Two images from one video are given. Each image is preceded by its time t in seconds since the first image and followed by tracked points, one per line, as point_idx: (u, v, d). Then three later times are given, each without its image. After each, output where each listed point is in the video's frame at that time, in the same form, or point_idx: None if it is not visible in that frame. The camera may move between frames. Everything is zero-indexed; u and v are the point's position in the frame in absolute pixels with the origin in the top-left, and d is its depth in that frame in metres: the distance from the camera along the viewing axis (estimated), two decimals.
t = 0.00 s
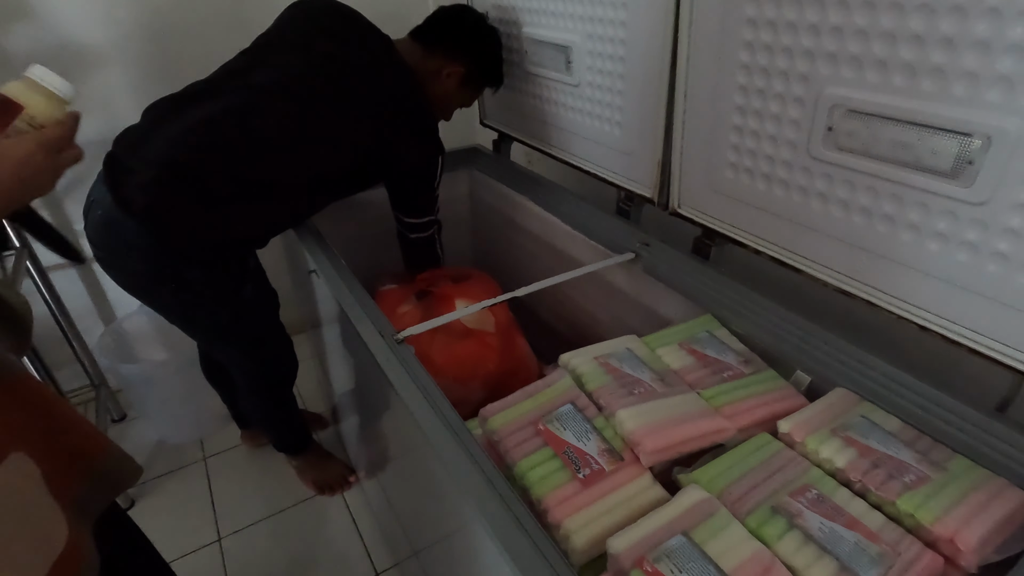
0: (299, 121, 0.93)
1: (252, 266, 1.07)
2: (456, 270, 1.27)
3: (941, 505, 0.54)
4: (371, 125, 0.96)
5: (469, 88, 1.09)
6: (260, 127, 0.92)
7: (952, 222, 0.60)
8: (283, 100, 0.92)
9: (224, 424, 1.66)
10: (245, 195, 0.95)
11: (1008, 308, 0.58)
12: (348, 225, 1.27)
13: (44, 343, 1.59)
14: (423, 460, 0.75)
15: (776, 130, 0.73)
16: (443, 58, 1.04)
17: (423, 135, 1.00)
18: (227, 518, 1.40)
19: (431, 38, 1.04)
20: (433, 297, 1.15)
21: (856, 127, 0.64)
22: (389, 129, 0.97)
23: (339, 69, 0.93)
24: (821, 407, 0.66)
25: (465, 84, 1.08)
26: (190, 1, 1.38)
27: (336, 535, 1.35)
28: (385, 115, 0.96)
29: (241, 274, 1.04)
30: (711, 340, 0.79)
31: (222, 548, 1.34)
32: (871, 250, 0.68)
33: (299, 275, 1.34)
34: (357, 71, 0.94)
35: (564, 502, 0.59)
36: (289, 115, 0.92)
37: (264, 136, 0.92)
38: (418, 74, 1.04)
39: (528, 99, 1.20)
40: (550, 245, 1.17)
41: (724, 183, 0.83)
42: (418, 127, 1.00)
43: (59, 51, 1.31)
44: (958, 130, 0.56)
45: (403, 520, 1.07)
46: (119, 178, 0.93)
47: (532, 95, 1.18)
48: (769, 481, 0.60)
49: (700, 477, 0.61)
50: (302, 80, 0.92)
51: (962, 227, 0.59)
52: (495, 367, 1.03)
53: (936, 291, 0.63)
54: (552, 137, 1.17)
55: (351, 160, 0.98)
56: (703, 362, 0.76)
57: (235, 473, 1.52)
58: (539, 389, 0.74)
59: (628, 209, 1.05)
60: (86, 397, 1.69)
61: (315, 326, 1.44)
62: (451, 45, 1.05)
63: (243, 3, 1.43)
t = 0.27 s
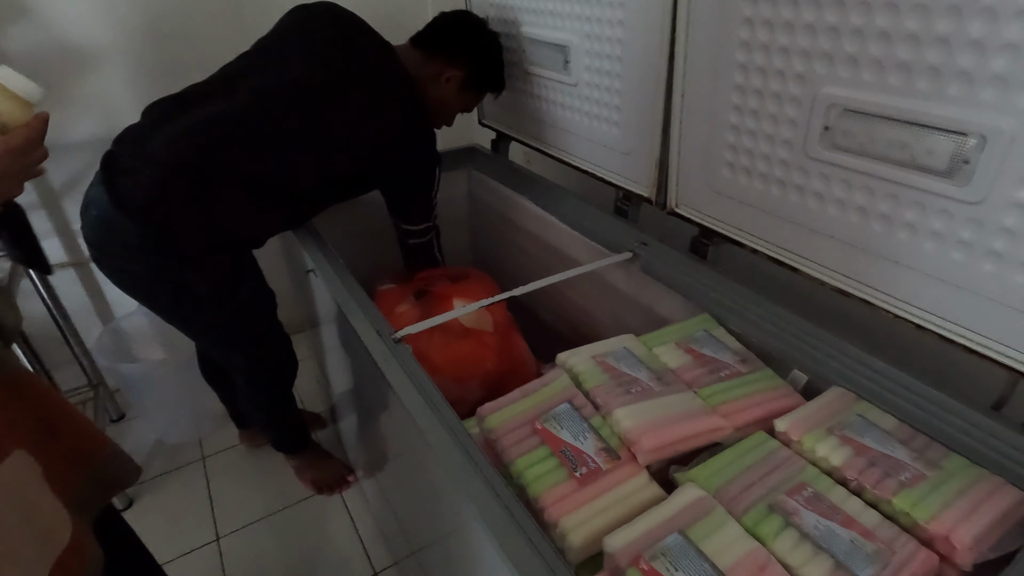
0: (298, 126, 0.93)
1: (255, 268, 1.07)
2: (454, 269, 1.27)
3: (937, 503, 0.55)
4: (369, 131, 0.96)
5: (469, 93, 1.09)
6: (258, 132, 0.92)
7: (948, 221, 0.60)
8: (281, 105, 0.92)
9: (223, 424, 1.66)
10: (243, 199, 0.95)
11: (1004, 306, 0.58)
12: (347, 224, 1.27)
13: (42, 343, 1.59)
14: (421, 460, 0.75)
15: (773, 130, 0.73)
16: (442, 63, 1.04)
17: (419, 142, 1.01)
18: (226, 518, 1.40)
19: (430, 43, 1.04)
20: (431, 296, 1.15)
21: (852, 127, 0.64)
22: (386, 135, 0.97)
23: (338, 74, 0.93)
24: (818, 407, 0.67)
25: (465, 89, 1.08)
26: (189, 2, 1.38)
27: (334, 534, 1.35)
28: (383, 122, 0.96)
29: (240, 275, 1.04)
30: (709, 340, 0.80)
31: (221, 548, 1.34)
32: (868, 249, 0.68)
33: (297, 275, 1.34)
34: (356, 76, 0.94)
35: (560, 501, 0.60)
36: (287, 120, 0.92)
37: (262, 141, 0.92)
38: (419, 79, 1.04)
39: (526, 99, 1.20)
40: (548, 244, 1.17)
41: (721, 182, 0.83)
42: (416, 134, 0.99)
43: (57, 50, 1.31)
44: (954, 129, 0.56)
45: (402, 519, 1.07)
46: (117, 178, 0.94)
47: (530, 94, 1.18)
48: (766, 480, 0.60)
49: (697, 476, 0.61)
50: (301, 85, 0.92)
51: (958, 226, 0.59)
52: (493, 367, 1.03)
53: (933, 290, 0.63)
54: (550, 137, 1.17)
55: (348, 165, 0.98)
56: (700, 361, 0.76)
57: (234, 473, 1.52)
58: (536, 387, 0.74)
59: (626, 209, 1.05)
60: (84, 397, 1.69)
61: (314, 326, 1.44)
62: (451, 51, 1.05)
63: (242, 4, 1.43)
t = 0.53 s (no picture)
0: (292, 119, 0.92)
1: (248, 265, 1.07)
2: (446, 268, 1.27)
3: (934, 504, 0.55)
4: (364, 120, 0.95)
5: (464, 79, 1.10)
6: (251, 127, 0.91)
7: (944, 221, 0.60)
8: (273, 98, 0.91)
9: (221, 425, 1.66)
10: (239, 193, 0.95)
11: (1001, 306, 0.58)
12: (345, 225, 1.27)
13: (41, 343, 1.59)
14: (419, 460, 0.75)
15: (771, 130, 0.73)
16: (435, 49, 1.02)
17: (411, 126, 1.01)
18: (224, 518, 1.40)
19: (422, 27, 1.02)
20: (430, 296, 1.15)
21: (849, 127, 0.64)
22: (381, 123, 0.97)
23: (329, 66, 0.91)
24: (815, 407, 0.67)
25: (460, 76, 1.08)
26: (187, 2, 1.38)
27: (332, 535, 1.35)
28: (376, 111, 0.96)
29: (237, 272, 1.04)
30: (706, 340, 0.80)
31: (219, 549, 1.33)
32: (865, 250, 0.68)
33: (296, 275, 1.34)
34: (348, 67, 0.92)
35: (557, 501, 0.60)
36: (281, 113, 0.92)
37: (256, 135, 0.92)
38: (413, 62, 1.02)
39: (525, 99, 1.20)
40: (546, 245, 1.17)
41: (719, 183, 0.83)
42: (410, 120, 1.00)
43: (55, 51, 1.31)
44: (950, 130, 0.56)
45: (399, 520, 1.07)
46: (115, 178, 0.94)
47: (529, 94, 1.18)
48: (762, 480, 0.60)
49: (694, 476, 0.61)
50: (293, 78, 0.91)
51: (954, 226, 0.59)
52: (491, 367, 1.03)
53: (929, 290, 0.63)
54: (548, 138, 1.17)
55: (344, 155, 0.98)
56: (697, 362, 0.76)
57: (232, 474, 1.52)
58: (534, 388, 0.74)
59: (624, 209, 1.05)
60: (83, 397, 1.68)
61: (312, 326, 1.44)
62: (445, 36, 1.03)
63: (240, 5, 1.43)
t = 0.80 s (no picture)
0: (253, 101, 0.88)
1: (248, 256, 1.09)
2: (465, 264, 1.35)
3: (933, 504, 0.55)
4: (329, 98, 0.87)
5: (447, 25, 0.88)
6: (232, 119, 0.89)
7: (943, 221, 0.60)
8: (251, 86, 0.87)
9: (221, 425, 1.66)
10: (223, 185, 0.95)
11: (1001, 307, 0.58)
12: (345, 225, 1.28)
13: (41, 344, 1.59)
14: (418, 459, 0.75)
15: (770, 131, 0.74)
16: None
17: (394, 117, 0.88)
18: (224, 518, 1.40)
19: None
20: (430, 297, 1.16)
21: (848, 128, 0.64)
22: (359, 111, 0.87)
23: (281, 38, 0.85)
24: (815, 407, 0.67)
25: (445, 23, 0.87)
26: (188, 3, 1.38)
27: (332, 536, 1.35)
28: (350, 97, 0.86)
29: (236, 266, 1.06)
30: (706, 340, 0.80)
31: (219, 548, 1.33)
32: (864, 250, 0.68)
33: (296, 276, 1.34)
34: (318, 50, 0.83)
35: (556, 501, 0.60)
36: (238, 92, 0.88)
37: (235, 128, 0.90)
38: (400, 21, 0.84)
39: (525, 100, 1.20)
40: (546, 245, 1.17)
41: (718, 183, 0.83)
42: (380, 93, 0.86)
43: (56, 52, 1.31)
44: (949, 131, 0.56)
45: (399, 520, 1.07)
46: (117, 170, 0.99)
47: (529, 94, 1.18)
48: (762, 480, 0.60)
49: (693, 476, 0.61)
50: (250, 54, 0.87)
51: (953, 226, 0.59)
52: (491, 367, 1.04)
53: (928, 290, 0.64)
54: (548, 138, 1.17)
55: (309, 137, 0.91)
56: (697, 362, 0.76)
57: (232, 474, 1.52)
58: (533, 388, 0.74)
59: (624, 210, 1.05)
60: (83, 398, 1.69)
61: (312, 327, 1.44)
62: None
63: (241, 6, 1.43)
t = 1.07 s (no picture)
0: (229, 84, 0.89)
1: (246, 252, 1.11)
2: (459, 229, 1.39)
3: (933, 505, 0.55)
4: (302, 78, 0.86)
5: None
6: (216, 116, 0.91)
7: (944, 222, 0.60)
8: (230, 81, 0.88)
9: (223, 425, 1.66)
10: (215, 183, 0.96)
11: (1002, 308, 0.58)
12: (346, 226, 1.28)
13: (43, 344, 1.59)
14: (418, 459, 0.76)
15: (771, 132, 0.74)
16: None
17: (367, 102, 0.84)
18: (225, 518, 1.40)
19: None
20: (431, 297, 1.16)
21: (849, 129, 0.64)
22: (331, 95, 0.82)
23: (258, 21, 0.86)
24: (816, 408, 0.67)
25: None
26: (190, 4, 1.38)
27: (333, 536, 1.35)
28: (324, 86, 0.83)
29: (227, 259, 1.07)
30: (707, 341, 0.80)
31: (220, 548, 1.34)
32: (865, 251, 0.68)
33: (296, 276, 1.35)
34: (291, 37, 0.82)
35: (557, 501, 0.60)
36: (218, 76, 0.90)
37: (221, 125, 0.91)
38: None
39: (526, 100, 1.20)
40: (547, 246, 1.17)
41: (719, 184, 0.83)
42: (347, 71, 0.81)
43: (58, 53, 1.32)
44: (950, 132, 0.56)
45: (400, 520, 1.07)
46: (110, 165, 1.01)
47: (530, 95, 1.18)
48: (763, 481, 0.60)
49: (694, 477, 0.61)
50: (229, 39, 0.89)
51: (953, 227, 0.59)
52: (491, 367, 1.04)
53: (929, 291, 0.64)
54: (549, 139, 1.17)
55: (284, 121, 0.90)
56: (698, 363, 0.77)
57: (233, 474, 1.52)
58: (534, 389, 0.74)
59: (625, 210, 1.05)
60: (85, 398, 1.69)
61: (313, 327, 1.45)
62: None
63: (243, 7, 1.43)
